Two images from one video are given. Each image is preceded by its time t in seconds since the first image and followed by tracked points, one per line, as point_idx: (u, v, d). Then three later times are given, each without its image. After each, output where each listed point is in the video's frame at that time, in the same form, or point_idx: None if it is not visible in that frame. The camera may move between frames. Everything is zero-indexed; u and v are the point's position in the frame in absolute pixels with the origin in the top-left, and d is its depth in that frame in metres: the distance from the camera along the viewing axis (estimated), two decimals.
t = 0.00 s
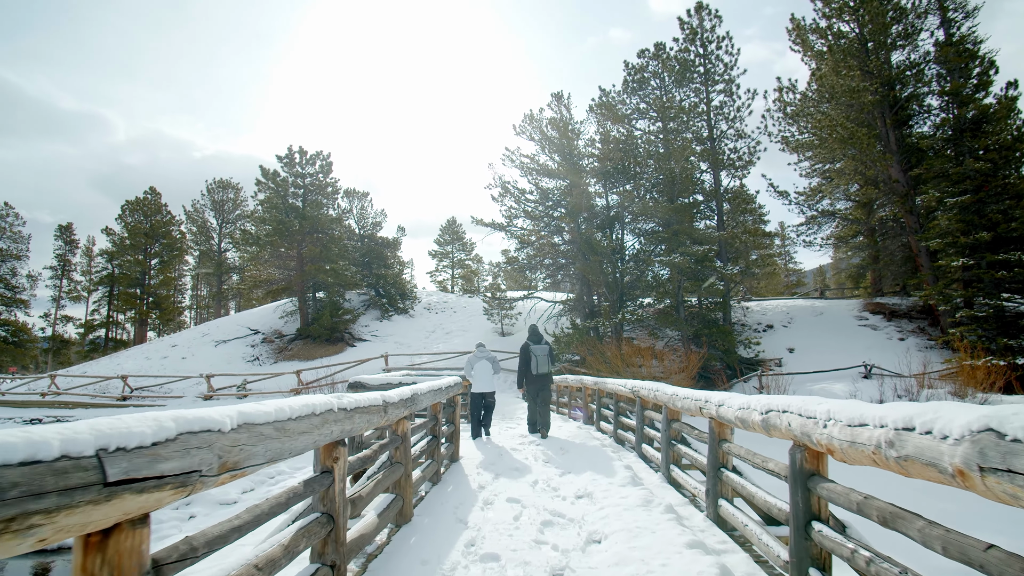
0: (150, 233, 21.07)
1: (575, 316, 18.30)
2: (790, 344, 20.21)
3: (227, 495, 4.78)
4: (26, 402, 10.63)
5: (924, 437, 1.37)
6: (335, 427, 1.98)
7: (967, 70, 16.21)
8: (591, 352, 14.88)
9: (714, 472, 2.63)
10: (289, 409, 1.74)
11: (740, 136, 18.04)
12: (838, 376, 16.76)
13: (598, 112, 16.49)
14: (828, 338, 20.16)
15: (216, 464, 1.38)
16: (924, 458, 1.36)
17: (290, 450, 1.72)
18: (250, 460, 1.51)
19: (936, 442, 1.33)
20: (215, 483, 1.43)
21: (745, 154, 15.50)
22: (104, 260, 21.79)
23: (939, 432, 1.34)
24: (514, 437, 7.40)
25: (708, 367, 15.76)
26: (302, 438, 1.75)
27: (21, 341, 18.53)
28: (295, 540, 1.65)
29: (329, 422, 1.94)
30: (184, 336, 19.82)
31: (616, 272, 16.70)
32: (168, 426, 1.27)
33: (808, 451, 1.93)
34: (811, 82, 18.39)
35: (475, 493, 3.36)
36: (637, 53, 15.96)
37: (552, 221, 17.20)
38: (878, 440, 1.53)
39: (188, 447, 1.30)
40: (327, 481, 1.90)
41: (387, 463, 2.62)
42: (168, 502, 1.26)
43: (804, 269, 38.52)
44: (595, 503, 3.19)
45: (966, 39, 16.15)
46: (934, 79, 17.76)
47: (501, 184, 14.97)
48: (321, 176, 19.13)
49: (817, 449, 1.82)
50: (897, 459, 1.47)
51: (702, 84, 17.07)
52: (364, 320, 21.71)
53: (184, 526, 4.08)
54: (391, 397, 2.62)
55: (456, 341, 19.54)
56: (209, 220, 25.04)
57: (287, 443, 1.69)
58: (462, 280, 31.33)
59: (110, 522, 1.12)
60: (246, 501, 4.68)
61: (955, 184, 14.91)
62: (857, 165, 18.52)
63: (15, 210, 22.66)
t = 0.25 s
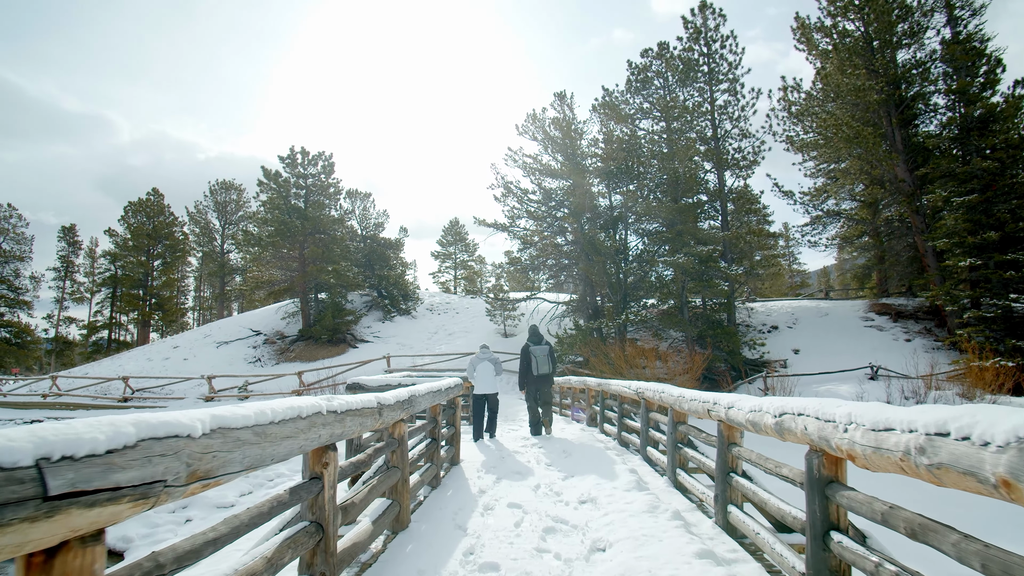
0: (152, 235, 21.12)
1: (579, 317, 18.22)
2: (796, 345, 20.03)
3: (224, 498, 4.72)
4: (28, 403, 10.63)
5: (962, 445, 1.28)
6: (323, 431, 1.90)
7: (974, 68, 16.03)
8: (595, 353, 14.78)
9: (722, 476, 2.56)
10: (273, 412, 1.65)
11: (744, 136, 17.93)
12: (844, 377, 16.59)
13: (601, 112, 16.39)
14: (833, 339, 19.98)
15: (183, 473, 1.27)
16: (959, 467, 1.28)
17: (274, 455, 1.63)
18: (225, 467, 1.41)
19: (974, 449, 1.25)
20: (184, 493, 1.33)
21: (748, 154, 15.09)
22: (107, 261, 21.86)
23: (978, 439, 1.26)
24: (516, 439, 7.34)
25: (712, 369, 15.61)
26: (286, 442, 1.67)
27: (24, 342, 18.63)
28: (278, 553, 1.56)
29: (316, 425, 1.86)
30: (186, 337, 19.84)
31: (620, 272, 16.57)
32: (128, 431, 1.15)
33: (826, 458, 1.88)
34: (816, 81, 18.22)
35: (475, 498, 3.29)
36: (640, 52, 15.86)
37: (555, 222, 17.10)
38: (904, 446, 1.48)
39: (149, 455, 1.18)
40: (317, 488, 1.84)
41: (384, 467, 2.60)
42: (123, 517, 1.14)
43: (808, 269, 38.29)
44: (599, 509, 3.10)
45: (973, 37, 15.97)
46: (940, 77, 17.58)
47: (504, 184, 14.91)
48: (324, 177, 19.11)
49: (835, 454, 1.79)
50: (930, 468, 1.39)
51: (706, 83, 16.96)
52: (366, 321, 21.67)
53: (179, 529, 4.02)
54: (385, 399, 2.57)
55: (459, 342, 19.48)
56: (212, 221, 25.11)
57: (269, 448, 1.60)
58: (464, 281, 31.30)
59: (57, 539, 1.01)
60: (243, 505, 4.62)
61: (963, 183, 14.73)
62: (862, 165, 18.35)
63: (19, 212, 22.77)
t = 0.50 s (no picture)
0: (155, 237, 21.17)
1: (582, 319, 18.13)
2: (801, 347, 19.84)
3: (221, 502, 4.65)
4: (29, 405, 10.62)
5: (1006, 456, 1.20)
6: (310, 437, 1.82)
7: (981, 67, 15.86)
8: (598, 355, 14.67)
9: (732, 483, 2.57)
10: (254, 419, 1.57)
11: (748, 136, 17.81)
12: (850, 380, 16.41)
13: (605, 112, 16.28)
14: (839, 340, 19.79)
15: (146, 487, 1.19)
16: (1006, 479, 1.19)
17: (255, 464, 1.55)
18: (197, 478, 1.33)
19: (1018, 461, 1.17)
20: (147, 508, 1.24)
21: (754, 153, 15.37)
22: (110, 263, 21.92)
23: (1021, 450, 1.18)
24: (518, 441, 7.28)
25: (717, 371, 15.46)
26: (268, 450, 1.60)
27: (27, 344, 18.72)
28: (262, 569, 1.48)
29: (302, 431, 1.78)
30: (188, 339, 19.84)
31: (623, 274, 16.44)
32: (79, 442, 1.07)
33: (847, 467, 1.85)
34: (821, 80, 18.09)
35: (476, 505, 3.23)
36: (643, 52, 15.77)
37: (558, 223, 17.00)
38: (939, 454, 1.41)
39: (103, 469, 1.09)
40: (305, 497, 1.78)
41: (380, 474, 2.56)
42: (74, 538, 1.07)
43: (812, 271, 38.10)
44: (605, 516, 3.01)
45: (980, 35, 15.81)
46: (946, 77, 17.44)
47: (506, 185, 14.85)
48: (326, 178, 19.09)
49: (858, 462, 1.74)
50: (969, 481, 1.31)
51: (710, 84, 16.86)
52: (369, 323, 21.63)
53: (175, 534, 3.95)
54: (380, 403, 2.50)
55: (462, 344, 19.41)
56: (215, 223, 25.17)
57: (249, 458, 1.52)
58: (467, 283, 31.28)
59: None
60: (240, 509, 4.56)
61: (970, 183, 14.56)
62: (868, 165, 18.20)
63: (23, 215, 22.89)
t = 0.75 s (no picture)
0: (159, 239, 21.26)
1: (586, 321, 18.05)
2: (807, 349, 19.63)
3: (220, 508, 4.59)
4: (31, 407, 10.60)
5: None
6: (296, 447, 1.74)
7: (989, 66, 15.69)
8: (602, 358, 14.57)
9: (744, 491, 2.54)
10: (234, 429, 1.49)
11: (753, 137, 17.72)
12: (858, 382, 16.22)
13: (609, 113, 16.19)
14: (845, 342, 19.61)
15: (102, 508, 1.08)
16: None
17: (234, 478, 1.46)
18: (165, 496, 1.23)
19: None
20: (105, 531, 1.13)
21: (759, 153, 15.67)
22: (114, 266, 22.04)
23: None
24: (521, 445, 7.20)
25: (722, 373, 15.33)
26: (249, 461, 1.51)
27: (31, 347, 18.88)
28: None
29: (287, 442, 1.70)
30: (192, 342, 19.87)
31: (628, 276, 16.31)
32: (19, 459, 0.95)
33: (869, 478, 1.85)
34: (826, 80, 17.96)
35: (477, 514, 3.19)
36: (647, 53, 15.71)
37: (562, 224, 16.93)
38: (979, 468, 1.34)
39: (48, 489, 0.97)
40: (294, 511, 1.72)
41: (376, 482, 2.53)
42: (13, 569, 0.94)
43: (817, 273, 37.82)
44: (611, 526, 2.95)
45: (987, 34, 15.66)
46: (953, 76, 17.29)
47: (509, 186, 14.80)
48: (329, 180, 19.10)
49: (883, 473, 1.71)
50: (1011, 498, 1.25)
51: (714, 84, 16.76)
52: (372, 325, 21.58)
53: (171, 541, 3.88)
54: (376, 409, 2.46)
55: (465, 347, 19.35)
56: (218, 225, 25.28)
57: (227, 472, 1.43)
58: (470, 286, 31.22)
59: None
60: (239, 515, 4.49)
61: (978, 183, 14.38)
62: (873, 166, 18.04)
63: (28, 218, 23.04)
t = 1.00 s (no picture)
0: (163, 242, 21.39)
1: (590, 324, 17.95)
2: (813, 352, 19.42)
3: (219, 514, 4.55)
4: (35, 410, 10.62)
5: None
6: (280, 458, 1.66)
7: (998, 66, 15.51)
8: (607, 361, 14.46)
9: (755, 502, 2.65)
10: (208, 441, 1.39)
11: (758, 138, 17.61)
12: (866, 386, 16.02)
13: (613, 115, 16.13)
14: (853, 345, 19.39)
15: (45, 534, 0.96)
16: None
17: (207, 493, 1.36)
18: (125, 515, 1.13)
19: None
20: (52, 558, 0.99)
21: (764, 156, 15.55)
22: (119, 269, 22.17)
23: None
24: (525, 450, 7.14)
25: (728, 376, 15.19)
26: (223, 475, 1.41)
27: (35, 350, 19.09)
28: None
29: (269, 453, 1.61)
30: (195, 345, 19.91)
31: (632, 278, 16.19)
32: None
33: (894, 491, 1.81)
34: (832, 80, 17.82)
35: (478, 524, 3.22)
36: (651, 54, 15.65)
37: (566, 227, 16.87)
38: (1022, 485, 1.26)
39: None
40: (280, 525, 1.66)
41: (375, 490, 2.52)
42: None
43: (823, 275, 37.50)
44: (616, 535, 3.03)
45: (995, 34, 15.49)
46: (961, 76, 17.12)
47: (513, 188, 14.75)
48: (332, 183, 19.13)
49: (911, 485, 1.66)
50: None
51: (719, 85, 16.66)
52: (375, 328, 21.57)
53: (168, 548, 3.84)
54: (371, 416, 2.44)
55: (469, 350, 19.29)
56: (223, 229, 25.40)
57: (199, 486, 1.32)
58: (474, 288, 31.15)
59: None
60: (238, 521, 4.45)
61: (988, 184, 14.19)
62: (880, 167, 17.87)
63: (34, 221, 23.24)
